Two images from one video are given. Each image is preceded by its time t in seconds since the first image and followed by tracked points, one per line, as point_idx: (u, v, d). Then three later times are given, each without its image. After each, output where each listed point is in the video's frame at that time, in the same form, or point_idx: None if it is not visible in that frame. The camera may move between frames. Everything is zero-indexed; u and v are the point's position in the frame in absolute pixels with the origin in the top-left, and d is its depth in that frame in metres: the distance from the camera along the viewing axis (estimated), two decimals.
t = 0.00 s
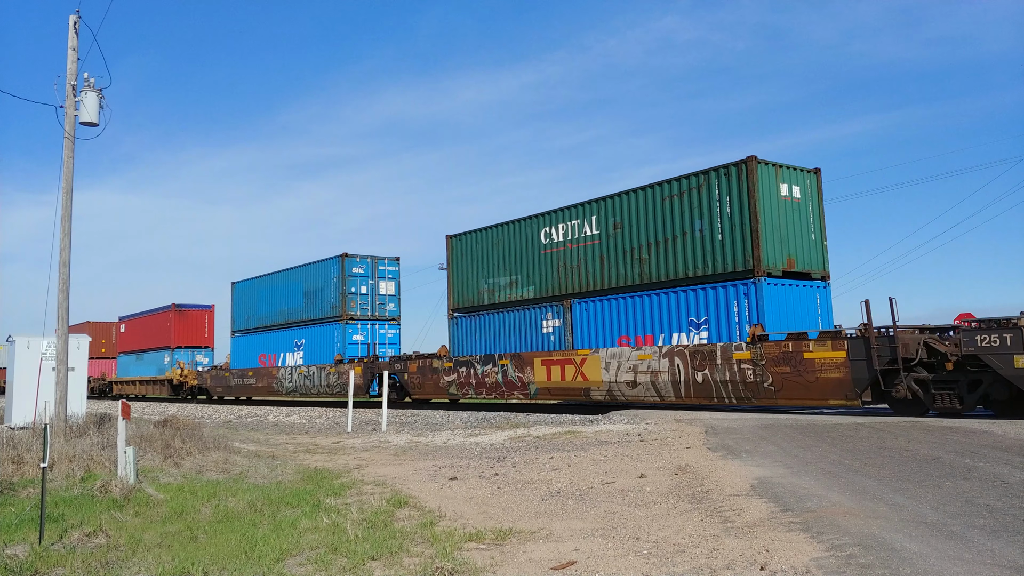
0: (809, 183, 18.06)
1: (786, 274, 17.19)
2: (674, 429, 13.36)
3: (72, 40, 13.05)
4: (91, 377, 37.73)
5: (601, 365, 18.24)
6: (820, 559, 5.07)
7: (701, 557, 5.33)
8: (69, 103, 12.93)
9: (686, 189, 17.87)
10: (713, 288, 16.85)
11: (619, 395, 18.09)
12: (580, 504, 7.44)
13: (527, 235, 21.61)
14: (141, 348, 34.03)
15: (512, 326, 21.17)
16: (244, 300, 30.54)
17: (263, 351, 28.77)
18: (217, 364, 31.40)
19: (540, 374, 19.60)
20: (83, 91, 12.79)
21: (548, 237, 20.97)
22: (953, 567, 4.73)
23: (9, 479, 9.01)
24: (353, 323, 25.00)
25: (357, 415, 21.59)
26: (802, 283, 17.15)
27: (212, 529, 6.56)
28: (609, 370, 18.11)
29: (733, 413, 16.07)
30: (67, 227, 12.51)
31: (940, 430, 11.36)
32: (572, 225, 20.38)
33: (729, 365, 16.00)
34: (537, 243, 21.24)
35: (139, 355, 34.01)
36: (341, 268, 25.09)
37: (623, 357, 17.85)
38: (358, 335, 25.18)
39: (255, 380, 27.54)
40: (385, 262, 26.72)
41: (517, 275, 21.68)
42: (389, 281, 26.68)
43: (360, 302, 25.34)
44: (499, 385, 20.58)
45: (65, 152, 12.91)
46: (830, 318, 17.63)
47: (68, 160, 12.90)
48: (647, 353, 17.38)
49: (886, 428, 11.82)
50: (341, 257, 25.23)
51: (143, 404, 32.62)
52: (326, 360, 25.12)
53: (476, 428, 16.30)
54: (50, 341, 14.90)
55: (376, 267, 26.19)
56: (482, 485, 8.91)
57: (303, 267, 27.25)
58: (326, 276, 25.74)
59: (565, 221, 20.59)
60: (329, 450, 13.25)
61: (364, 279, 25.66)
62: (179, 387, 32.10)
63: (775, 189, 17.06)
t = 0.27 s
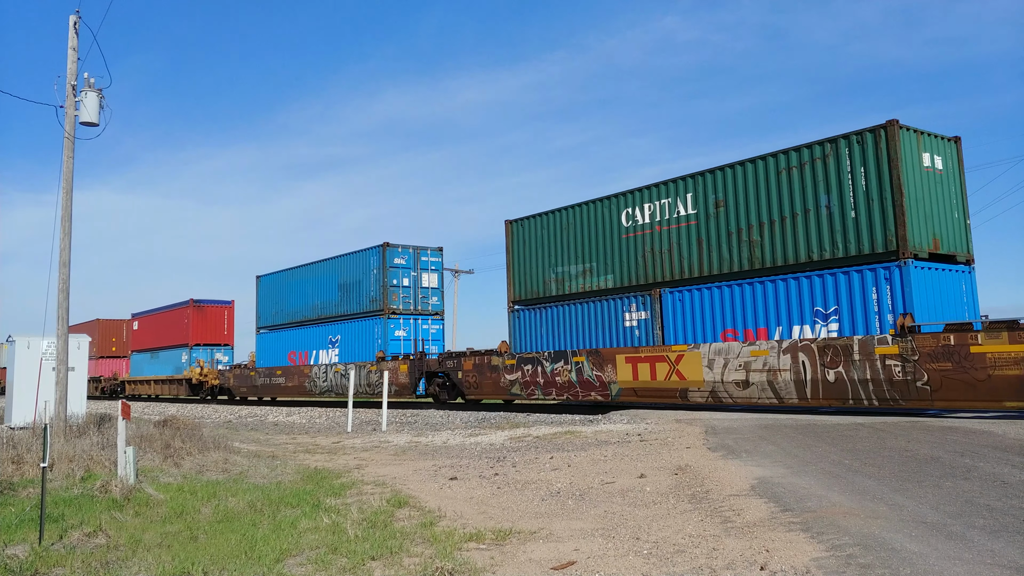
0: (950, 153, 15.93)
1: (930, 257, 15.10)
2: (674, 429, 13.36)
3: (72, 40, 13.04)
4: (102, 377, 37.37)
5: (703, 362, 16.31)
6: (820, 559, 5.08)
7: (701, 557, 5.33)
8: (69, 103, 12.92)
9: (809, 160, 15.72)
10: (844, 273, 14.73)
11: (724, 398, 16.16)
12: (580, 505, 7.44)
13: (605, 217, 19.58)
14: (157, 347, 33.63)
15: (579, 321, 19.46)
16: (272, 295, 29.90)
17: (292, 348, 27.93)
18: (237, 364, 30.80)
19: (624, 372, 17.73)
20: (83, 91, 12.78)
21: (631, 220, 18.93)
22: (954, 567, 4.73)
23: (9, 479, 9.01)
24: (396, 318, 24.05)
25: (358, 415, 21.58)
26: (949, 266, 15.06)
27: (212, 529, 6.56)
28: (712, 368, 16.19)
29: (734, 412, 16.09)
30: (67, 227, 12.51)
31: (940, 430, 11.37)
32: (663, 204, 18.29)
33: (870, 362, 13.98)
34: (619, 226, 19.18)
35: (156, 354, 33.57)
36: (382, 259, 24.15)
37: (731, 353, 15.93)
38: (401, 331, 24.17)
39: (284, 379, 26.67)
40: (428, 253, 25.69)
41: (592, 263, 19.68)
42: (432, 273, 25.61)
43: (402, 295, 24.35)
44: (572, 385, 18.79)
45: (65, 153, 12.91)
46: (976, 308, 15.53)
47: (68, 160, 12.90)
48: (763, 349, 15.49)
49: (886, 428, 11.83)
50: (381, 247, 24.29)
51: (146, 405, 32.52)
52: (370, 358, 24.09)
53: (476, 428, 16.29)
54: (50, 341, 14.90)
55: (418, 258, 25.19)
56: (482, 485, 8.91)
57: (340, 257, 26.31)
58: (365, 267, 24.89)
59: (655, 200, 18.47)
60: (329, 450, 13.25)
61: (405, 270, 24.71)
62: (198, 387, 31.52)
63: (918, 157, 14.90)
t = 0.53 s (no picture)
0: None
1: None
2: (674, 429, 13.36)
3: (72, 40, 13.04)
4: (115, 376, 37.10)
5: (836, 359, 14.74)
6: (820, 559, 5.08)
7: (701, 557, 5.33)
8: (69, 103, 12.91)
9: (969, 122, 14.00)
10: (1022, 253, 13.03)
11: (863, 399, 14.57)
12: (580, 505, 7.44)
13: (703, 195, 18.05)
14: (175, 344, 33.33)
15: (660, 313, 18.15)
16: (304, 288, 29.44)
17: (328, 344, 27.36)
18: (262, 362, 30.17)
19: (732, 371, 16.22)
20: (83, 91, 12.79)
21: (737, 197, 17.39)
22: (954, 567, 4.73)
23: (9, 479, 9.01)
24: (445, 311, 23.46)
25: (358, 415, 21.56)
26: None
27: (212, 529, 6.56)
28: (848, 365, 14.58)
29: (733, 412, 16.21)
30: (67, 227, 12.51)
31: (940, 430, 11.36)
32: (780, 176, 16.70)
33: None
34: (721, 204, 17.63)
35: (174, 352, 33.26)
36: (431, 248, 23.56)
37: (873, 348, 14.30)
38: (449, 325, 23.52)
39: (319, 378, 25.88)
40: (476, 242, 25.13)
41: (688, 246, 18.11)
42: (480, 263, 25.06)
43: (451, 287, 23.77)
44: (663, 385, 17.44)
45: (65, 152, 12.91)
46: None
47: (68, 160, 12.91)
48: (913, 342, 13.81)
49: (886, 428, 11.82)
50: (428, 235, 23.73)
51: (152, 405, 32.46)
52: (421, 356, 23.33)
53: (476, 428, 16.28)
54: (50, 341, 14.88)
55: (467, 246, 24.64)
56: (482, 485, 8.90)
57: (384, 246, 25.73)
58: (411, 257, 24.39)
59: (768, 173, 16.94)
60: (329, 450, 13.24)
61: (454, 260, 24.13)
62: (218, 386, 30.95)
63: None
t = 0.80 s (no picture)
0: None
1: None
2: (674, 429, 13.36)
3: (72, 40, 13.04)
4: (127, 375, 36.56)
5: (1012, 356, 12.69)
6: (820, 559, 5.08)
7: (701, 557, 5.32)
8: (69, 103, 12.91)
9: None
10: None
11: None
12: (580, 504, 7.44)
13: (829, 167, 15.92)
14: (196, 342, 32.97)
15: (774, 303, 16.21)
16: (342, 279, 28.19)
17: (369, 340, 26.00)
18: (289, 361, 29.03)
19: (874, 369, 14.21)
20: (83, 91, 12.79)
21: (874, 168, 15.22)
22: (954, 567, 4.72)
23: (9, 479, 9.01)
24: (503, 303, 22.10)
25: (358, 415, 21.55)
26: None
27: (212, 529, 6.56)
28: None
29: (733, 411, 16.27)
30: (67, 227, 12.51)
31: (940, 430, 11.36)
32: (931, 141, 14.44)
33: None
34: (854, 175, 15.49)
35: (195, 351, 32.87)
36: (488, 234, 22.19)
37: None
38: (507, 319, 22.15)
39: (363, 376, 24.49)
40: (535, 228, 23.78)
41: (812, 226, 16.01)
42: (538, 251, 23.75)
43: (509, 277, 22.43)
44: (780, 384, 15.56)
45: (65, 153, 12.91)
46: None
47: (68, 160, 12.91)
48: None
49: (886, 428, 11.81)
50: (484, 220, 22.33)
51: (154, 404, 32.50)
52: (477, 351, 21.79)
53: (476, 428, 16.28)
54: (50, 341, 14.86)
55: (525, 234, 23.29)
56: (482, 484, 8.91)
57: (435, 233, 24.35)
58: (464, 245, 23.06)
59: (913, 138, 14.67)
60: (329, 450, 13.24)
61: (512, 248, 22.78)
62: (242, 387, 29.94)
63: None
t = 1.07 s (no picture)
0: None
1: None
2: (674, 429, 13.36)
3: (72, 40, 13.04)
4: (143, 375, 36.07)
5: None
6: (820, 559, 5.08)
7: (701, 557, 5.33)
8: (69, 103, 12.91)
9: None
10: None
11: None
12: (580, 504, 7.44)
13: (995, 132, 14.05)
14: (218, 339, 32.12)
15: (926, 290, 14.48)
16: (383, 270, 26.58)
17: (416, 336, 24.50)
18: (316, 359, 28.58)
19: None
20: (83, 91, 12.79)
21: None
22: (954, 567, 4.72)
23: (9, 479, 9.01)
24: (573, 295, 20.38)
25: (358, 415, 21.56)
26: None
27: (212, 529, 6.56)
28: None
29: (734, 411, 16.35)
30: (68, 227, 12.51)
31: (940, 430, 11.37)
32: None
33: None
34: None
35: (218, 348, 32.03)
36: (557, 218, 20.45)
37: None
38: (577, 312, 20.43)
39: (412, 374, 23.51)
40: (604, 213, 21.97)
41: (976, 200, 14.19)
42: (608, 237, 21.91)
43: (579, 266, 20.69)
44: (937, 385, 14.05)
45: (65, 152, 12.91)
46: None
47: (69, 160, 12.91)
48: None
49: (886, 428, 11.82)
50: (552, 203, 20.61)
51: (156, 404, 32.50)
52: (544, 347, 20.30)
53: (476, 428, 16.29)
54: (50, 341, 14.86)
55: (594, 219, 21.48)
56: (482, 484, 8.91)
57: (493, 218, 22.65)
58: (528, 232, 21.31)
59: None
60: (329, 450, 13.24)
61: (580, 234, 21.00)
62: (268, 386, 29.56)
63: None
